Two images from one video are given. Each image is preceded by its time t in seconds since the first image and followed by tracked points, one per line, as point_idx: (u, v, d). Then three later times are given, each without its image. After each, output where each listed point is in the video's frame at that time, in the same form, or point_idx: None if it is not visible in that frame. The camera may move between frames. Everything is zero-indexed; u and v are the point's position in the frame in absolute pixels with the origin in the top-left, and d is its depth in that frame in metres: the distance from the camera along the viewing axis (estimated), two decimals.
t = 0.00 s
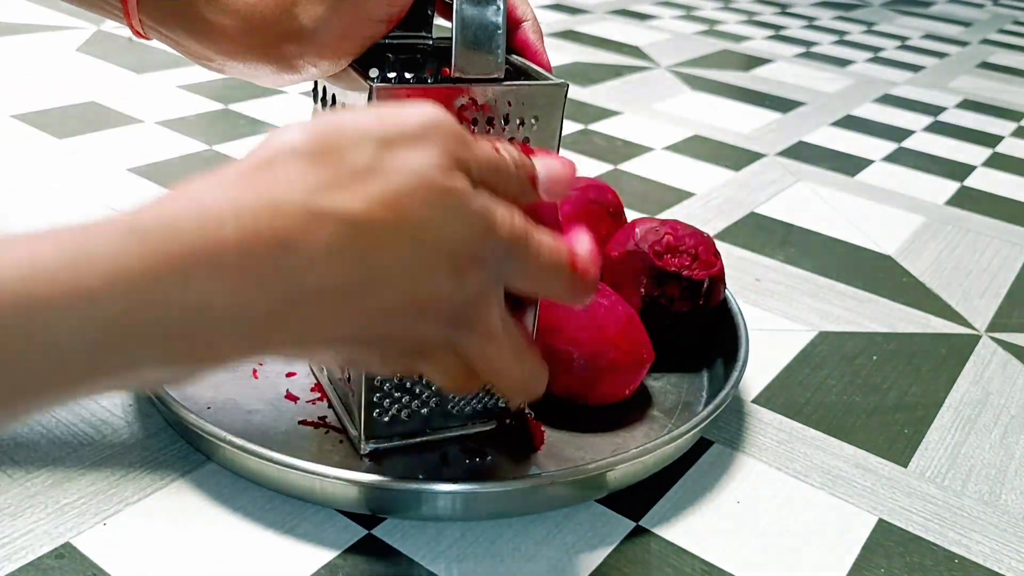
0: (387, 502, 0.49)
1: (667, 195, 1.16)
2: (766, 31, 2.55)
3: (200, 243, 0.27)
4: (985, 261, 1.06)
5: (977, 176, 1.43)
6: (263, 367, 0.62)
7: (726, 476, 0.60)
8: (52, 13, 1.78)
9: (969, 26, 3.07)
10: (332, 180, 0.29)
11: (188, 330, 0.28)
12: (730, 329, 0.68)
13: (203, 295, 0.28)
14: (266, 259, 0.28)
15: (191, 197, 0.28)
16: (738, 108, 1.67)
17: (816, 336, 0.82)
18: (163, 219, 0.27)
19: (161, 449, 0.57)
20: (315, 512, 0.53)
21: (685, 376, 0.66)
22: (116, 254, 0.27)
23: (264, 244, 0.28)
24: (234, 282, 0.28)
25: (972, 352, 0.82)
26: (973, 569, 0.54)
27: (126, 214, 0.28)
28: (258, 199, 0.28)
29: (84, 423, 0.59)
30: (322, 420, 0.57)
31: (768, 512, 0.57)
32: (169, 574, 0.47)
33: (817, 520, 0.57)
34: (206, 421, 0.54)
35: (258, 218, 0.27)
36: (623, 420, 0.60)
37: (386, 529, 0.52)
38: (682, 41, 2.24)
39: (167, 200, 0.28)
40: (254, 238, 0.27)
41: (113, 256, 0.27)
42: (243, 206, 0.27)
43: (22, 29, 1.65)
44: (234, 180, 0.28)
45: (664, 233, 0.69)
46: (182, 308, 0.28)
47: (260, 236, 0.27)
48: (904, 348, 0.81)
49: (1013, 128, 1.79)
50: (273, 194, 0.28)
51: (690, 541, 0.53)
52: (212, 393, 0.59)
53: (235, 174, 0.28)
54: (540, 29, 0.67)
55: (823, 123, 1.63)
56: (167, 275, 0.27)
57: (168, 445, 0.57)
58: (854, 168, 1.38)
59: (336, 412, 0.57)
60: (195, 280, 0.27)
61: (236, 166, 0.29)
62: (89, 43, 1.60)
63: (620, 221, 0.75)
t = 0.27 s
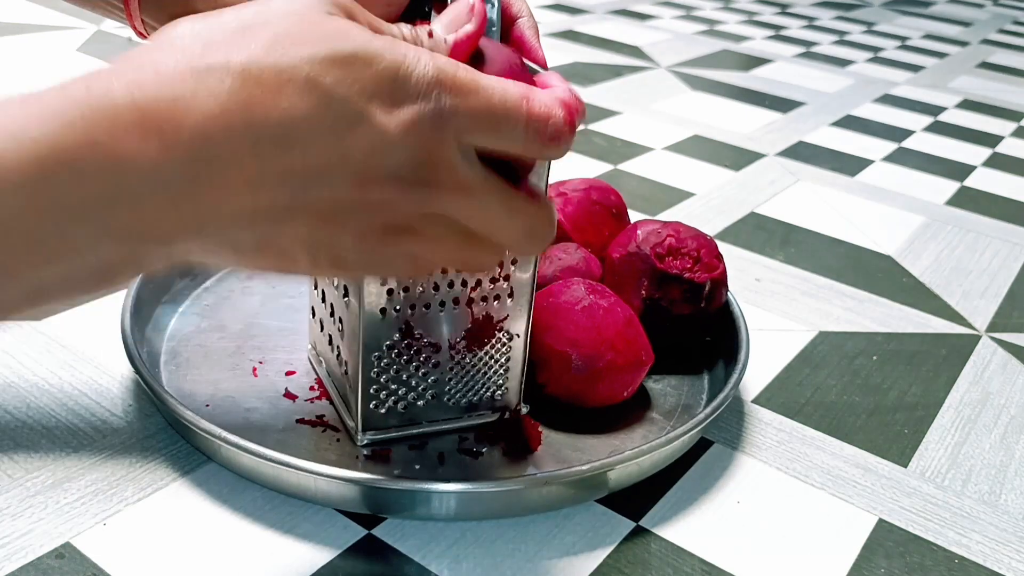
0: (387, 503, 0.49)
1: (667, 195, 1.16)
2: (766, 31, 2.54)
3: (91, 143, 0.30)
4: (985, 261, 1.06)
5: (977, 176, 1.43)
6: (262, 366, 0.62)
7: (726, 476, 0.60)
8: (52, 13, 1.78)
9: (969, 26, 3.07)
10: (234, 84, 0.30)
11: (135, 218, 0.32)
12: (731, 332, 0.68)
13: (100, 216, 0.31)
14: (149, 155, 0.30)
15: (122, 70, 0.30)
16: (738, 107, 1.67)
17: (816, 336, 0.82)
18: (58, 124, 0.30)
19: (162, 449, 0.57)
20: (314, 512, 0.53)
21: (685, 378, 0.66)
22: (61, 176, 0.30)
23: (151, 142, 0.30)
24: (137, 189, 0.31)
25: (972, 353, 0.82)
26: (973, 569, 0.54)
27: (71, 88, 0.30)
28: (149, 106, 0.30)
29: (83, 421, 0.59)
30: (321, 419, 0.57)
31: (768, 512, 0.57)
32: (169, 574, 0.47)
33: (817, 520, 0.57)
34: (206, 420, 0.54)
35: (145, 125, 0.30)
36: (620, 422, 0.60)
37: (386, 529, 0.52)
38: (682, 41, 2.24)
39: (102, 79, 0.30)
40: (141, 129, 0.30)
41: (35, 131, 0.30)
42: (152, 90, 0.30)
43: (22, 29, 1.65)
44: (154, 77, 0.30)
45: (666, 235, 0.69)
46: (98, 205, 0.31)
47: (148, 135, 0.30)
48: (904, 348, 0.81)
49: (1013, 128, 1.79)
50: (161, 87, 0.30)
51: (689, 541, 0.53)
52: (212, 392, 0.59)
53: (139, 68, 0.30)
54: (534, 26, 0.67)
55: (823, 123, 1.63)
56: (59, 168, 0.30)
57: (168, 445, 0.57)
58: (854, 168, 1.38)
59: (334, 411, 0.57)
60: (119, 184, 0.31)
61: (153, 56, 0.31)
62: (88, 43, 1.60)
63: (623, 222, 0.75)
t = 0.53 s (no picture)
0: (388, 504, 0.49)
1: (667, 195, 1.16)
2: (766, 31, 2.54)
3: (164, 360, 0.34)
4: (985, 261, 1.06)
5: (977, 176, 1.43)
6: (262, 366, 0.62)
7: (726, 475, 0.60)
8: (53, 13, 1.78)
9: (970, 26, 3.07)
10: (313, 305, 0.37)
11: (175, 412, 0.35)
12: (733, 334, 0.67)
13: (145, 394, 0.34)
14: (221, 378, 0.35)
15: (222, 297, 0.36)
16: (738, 107, 1.67)
17: (816, 336, 0.82)
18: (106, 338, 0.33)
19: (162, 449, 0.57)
20: (314, 512, 0.53)
21: (685, 382, 0.66)
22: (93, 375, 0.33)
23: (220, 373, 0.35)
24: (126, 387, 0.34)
25: (972, 353, 0.82)
26: (973, 569, 0.54)
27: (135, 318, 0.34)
28: (245, 306, 0.36)
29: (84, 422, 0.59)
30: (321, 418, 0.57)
31: (768, 512, 0.57)
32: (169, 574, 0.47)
33: (817, 521, 0.57)
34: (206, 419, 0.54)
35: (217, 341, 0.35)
36: (621, 425, 0.60)
37: (386, 530, 0.52)
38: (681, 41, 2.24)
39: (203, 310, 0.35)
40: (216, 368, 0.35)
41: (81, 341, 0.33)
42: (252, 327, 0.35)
43: (22, 29, 1.65)
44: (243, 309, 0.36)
45: (667, 238, 0.69)
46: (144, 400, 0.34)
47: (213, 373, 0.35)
48: (905, 348, 0.81)
49: (1013, 128, 1.79)
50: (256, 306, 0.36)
51: (689, 541, 0.53)
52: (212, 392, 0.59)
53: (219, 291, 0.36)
54: (541, 26, 0.67)
55: (823, 123, 1.63)
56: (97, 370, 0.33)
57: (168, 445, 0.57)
58: (854, 168, 1.38)
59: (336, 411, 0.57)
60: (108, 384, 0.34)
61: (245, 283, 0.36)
62: (88, 42, 1.60)
63: (626, 224, 0.75)
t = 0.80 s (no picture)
0: (387, 502, 0.49)
1: (667, 195, 1.16)
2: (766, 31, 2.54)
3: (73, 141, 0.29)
4: (985, 261, 1.06)
5: (977, 176, 1.43)
6: (262, 366, 0.62)
7: (725, 476, 0.60)
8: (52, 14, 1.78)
9: (969, 26, 3.07)
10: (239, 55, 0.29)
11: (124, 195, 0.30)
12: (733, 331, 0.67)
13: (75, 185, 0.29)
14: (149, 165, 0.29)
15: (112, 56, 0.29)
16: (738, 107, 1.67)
17: (816, 336, 0.82)
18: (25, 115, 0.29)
19: (162, 449, 0.57)
20: (314, 512, 0.53)
21: (685, 378, 0.66)
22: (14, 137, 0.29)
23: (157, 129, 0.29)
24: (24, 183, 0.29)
25: (972, 353, 0.82)
26: (973, 570, 0.54)
27: (67, 74, 0.29)
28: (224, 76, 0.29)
29: (83, 421, 0.59)
30: (320, 418, 0.57)
31: (768, 512, 0.57)
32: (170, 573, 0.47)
33: (818, 520, 0.57)
34: (205, 418, 0.54)
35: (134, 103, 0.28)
36: (621, 421, 0.60)
37: (386, 529, 0.52)
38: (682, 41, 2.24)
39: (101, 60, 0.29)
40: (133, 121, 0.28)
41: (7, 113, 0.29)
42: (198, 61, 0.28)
43: (21, 29, 1.65)
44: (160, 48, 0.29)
45: (665, 234, 0.69)
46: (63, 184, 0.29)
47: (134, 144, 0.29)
48: (904, 348, 0.81)
49: (1013, 128, 1.79)
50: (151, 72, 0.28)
51: (689, 541, 0.53)
52: (212, 392, 0.59)
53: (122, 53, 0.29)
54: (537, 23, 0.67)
55: (823, 123, 1.63)
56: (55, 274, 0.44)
57: (168, 444, 0.57)
58: (854, 168, 1.38)
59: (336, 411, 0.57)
60: None
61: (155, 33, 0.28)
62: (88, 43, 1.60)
63: (624, 223, 0.75)
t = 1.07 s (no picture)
0: (388, 503, 0.49)
1: (667, 195, 1.16)
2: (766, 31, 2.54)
3: (164, 351, 0.34)
4: (985, 261, 1.06)
5: (977, 176, 1.43)
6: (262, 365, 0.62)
7: (726, 476, 0.60)
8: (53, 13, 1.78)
9: (969, 26, 3.07)
10: (332, 295, 0.39)
11: (185, 374, 0.35)
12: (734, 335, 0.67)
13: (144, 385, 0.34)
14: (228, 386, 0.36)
15: (252, 274, 0.38)
16: (738, 107, 1.67)
17: (816, 336, 0.82)
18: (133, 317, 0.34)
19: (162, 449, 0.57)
20: (314, 511, 0.53)
21: (685, 381, 0.66)
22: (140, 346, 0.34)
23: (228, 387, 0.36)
24: (137, 378, 0.34)
25: (972, 353, 0.82)
26: (973, 569, 0.54)
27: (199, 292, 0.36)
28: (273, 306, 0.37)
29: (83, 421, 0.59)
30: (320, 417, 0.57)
31: (768, 512, 0.57)
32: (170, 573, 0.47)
33: (818, 521, 0.57)
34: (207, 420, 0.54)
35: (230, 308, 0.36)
36: (620, 425, 0.60)
37: (386, 529, 0.52)
38: (681, 41, 2.24)
39: (237, 284, 0.37)
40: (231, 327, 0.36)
41: (150, 324, 0.34)
42: (308, 287, 0.39)
43: (21, 29, 1.65)
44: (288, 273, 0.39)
45: (666, 237, 0.68)
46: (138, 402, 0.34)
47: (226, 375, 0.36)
48: (904, 348, 0.81)
49: (1013, 128, 1.79)
50: (267, 295, 0.37)
51: (689, 541, 0.53)
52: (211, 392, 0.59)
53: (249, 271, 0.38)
54: (539, 23, 0.67)
55: (823, 123, 1.63)
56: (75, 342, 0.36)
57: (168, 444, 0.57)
58: (854, 168, 1.38)
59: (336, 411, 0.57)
60: (133, 358, 0.34)
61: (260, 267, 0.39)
62: (88, 42, 1.60)
63: (627, 223, 0.75)
